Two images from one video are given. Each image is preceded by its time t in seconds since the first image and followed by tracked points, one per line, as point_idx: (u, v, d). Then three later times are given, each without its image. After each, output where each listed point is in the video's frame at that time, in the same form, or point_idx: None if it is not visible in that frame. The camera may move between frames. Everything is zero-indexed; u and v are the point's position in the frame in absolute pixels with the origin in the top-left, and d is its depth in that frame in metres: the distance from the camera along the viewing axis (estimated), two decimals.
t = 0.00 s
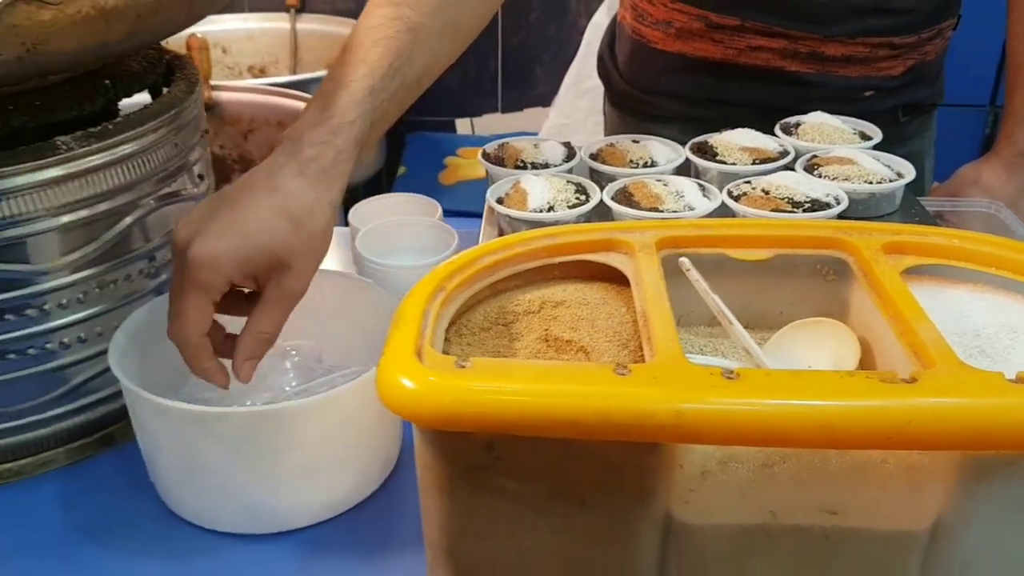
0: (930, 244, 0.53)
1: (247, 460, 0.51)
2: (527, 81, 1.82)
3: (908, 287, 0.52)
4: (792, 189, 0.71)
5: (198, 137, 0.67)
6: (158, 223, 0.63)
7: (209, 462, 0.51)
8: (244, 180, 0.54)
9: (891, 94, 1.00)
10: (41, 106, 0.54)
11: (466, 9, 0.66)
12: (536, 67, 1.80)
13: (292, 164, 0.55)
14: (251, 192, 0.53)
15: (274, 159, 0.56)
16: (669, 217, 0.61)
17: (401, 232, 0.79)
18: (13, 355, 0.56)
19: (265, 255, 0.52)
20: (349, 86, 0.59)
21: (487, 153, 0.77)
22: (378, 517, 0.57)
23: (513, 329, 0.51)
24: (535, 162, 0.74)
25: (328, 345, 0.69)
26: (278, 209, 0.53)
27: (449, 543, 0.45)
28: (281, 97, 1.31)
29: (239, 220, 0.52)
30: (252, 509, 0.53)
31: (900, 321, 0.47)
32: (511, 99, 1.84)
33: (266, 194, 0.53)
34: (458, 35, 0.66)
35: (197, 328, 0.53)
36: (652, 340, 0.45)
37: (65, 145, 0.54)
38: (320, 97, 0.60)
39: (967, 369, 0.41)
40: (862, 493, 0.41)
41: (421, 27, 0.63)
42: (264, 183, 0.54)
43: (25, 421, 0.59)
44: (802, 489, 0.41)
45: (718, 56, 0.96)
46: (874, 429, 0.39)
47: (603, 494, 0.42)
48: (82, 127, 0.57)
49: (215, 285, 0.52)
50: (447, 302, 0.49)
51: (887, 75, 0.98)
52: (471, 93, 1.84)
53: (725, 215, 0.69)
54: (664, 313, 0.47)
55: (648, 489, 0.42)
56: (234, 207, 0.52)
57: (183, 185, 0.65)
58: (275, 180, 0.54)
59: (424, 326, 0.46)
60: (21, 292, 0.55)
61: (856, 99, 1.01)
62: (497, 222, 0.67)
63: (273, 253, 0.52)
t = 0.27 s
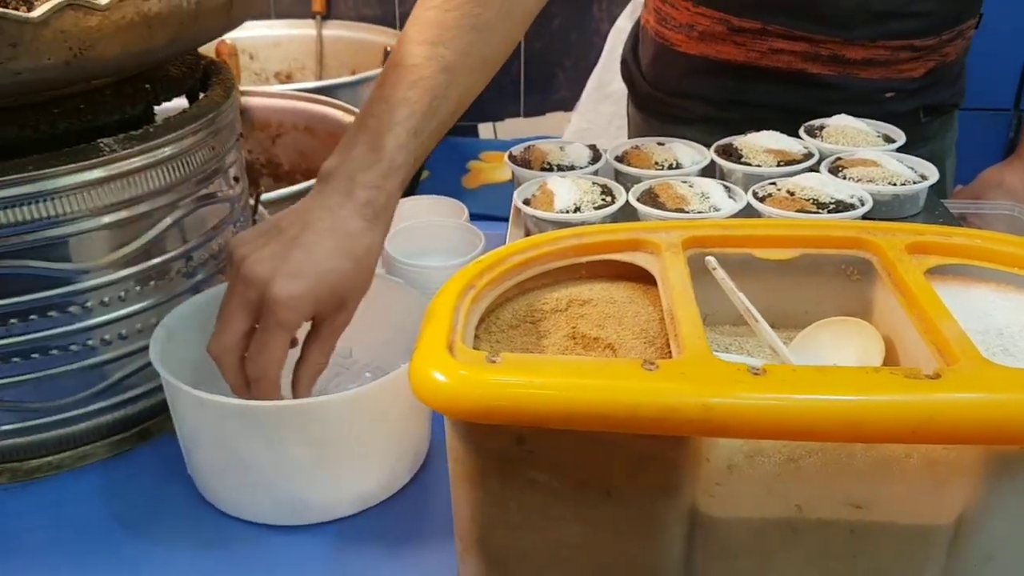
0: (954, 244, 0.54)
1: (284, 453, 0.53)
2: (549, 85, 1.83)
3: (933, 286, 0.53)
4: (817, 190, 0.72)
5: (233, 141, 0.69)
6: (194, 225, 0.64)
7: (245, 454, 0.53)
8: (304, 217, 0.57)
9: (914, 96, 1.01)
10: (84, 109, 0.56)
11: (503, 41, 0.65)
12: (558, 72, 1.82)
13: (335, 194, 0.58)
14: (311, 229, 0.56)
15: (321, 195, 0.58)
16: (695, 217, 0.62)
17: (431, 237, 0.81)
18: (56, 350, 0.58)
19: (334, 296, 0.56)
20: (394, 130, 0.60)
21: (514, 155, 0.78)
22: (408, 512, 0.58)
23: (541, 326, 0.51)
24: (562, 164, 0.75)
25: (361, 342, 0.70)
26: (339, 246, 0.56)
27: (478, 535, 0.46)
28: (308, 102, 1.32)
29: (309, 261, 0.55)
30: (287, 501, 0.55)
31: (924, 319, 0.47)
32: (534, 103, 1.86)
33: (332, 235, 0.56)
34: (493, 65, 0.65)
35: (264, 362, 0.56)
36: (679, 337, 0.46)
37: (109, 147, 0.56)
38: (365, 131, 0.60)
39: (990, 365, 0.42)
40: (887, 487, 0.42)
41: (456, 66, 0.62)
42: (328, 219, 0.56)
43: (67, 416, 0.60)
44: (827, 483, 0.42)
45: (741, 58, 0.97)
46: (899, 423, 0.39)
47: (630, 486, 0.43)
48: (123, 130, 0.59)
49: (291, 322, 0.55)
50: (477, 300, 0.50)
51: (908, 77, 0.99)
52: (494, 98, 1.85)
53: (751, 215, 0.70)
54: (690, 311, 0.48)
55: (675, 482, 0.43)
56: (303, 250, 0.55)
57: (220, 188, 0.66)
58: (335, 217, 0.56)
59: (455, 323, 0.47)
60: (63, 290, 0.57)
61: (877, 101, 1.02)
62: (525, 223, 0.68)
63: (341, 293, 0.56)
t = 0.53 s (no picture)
0: (969, 247, 0.54)
1: (308, 449, 0.54)
2: (567, 90, 1.84)
3: (947, 288, 0.53)
4: (833, 194, 0.72)
5: (257, 145, 0.70)
6: (219, 227, 0.66)
7: (269, 450, 0.55)
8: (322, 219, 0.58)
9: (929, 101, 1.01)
10: (115, 114, 0.58)
11: (517, 53, 0.67)
12: (576, 77, 1.83)
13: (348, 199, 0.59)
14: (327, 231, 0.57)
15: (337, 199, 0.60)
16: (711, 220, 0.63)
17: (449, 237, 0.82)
18: (85, 349, 0.60)
19: (349, 296, 0.56)
20: (410, 138, 0.61)
21: (532, 159, 0.79)
22: (428, 508, 0.59)
23: (559, 326, 0.52)
24: (579, 167, 0.76)
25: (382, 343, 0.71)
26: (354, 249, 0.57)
27: (495, 530, 0.47)
28: (329, 107, 1.34)
29: (323, 260, 0.56)
30: (310, 498, 0.56)
31: (937, 321, 0.48)
32: (551, 108, 1.87)
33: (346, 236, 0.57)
34: (507, 75, 0.67)
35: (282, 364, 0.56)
36: (694, 336, 0.46)
37: (138, 151, 0.58)
38: (382, 141, 0.62)
39: (1002, 366, 0.42)
40: (899, 485, 0.43)
41: (472, 77, 0.64)
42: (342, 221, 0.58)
43: (96, 412, 0.63)
44: (840, 481, 0.43)
45: (754, 63, 0.97)
46: (912, 421, 0.40)
47: (646, 483, 0.44)
48: (152, 133, 0.60)
49: (308, 319, 0.55)
50: (496, 300, 0.51)
51: (922, 82, 0.99)
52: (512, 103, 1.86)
53: (767, 218, 0.71)
54: (706, 311, 0.48)
55: (690, 479, 0.44)
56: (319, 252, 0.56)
57: (245, 191, 0.68)
58: (351, 221, 0.58)
59: (475, 322, 0.48)
60: (92, 290, 0.59)
61: (890, 105, 1.02)
62: (542, 225, 0.69)
63: (355, 294, 0.56)
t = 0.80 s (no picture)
0: (982, 250, 0.55)
1: (328, 449, 0.55)
2: (580, 89, 1.85)
3: (959, 291, 0.53)
4: (846, 196, 0.72)
5: (276, 148, 0.71)
6: (239, 229, 0.67)
7: (287, 448, 0.56)
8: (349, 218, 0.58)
9: (942, 102, 1.01)
10: (139, 118, 0.59)
11: (533, 42, 0.67)
12: (589, 76, 1.83)
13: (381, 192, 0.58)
14: (351, 233, 0.58)
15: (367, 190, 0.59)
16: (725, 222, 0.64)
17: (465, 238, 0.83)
18: (109, 348, 0.61)
19: (382, 295, 0.57)
20: (432, 120, 0.61)
21: (547, 160, 0.80)
22: (443, 506, 0.60)
23: (572, 326, 0.53)
24: (593, 169, 0.77)
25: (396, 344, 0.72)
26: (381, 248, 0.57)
27: (511, 528, 0.48)
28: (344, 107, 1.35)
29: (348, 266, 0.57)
30: (326, 496, 0.57)
31: (949, 323, 0.48)
32: (565, 107, 1.87)
33: (365, 237, 0.57)
34: (523, 63, 0.67)
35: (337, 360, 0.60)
36: (708, 337, 0.47)
37: (161, 154, 0.59)
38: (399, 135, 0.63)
39: (1012, 369, 0.43)
40: (909, 486, 0.43)
41: (489, 61, 0.64)
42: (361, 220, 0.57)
43: (118, 410, 0.64)
44: (851, 481, 0.43)
45: (764, 66, 0.98)
46: (922, 424, 0.40)
47: (659, 483, 0.45)
48: (174, 136, 0.62)
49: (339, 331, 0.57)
50: (512, 301, 0.52)
51: (933, 85, 0.99)
52: (526, 102, 1.87)
53: (781, 219, 0.71)
54: (719, 313, 0.49)
55: (702, 479, 0.44)
56: (344, 259, 0.57)
57: (265, 193, 0.69)
58: (371, 217, 0.57)
59: (491, 323, 0.48)
60: (114, 290, 0.60)
61: (901, 107, 1.02)
62: (556, 226, 0.69)
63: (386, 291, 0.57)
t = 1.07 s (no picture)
0: (997, 250, 0.55)
1: (344, 445, 0.55)
2: (590, 96, 1.85)
3: (975, 290, 0.54)
4: (860, 198, 0.73)
5: (293, 150, 0.72)
6: (257, 229, 0.68)
7: (305, 445, 0.56)
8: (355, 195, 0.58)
9: (954, 107, 1.01)
10: (160, 119, 0.60)
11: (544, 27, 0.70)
12: (599, 82, 1.83)
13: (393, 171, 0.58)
14: (358, 210, 0.57)
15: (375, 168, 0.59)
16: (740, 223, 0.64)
17: (478, 238, 0.83)
18: (128, 346, 0.62)
19: (391, 269, 0.57)
20: (438, 97, 0.63)
21: (561, 163, 0.81)
22: (459, 504, 0.60)
23: (588, 325, 0.53)
24: (607, 171, 0.77)
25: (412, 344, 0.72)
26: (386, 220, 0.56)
27: (529, 523, 0.48)
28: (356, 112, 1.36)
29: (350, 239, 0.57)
30: (344, 493, 0.58)
31: (965, 321, 0.49)
32: (574, 114, 1.88)
33: (370, 211, 0.56)
34: (536, 47, 0.69)
35: (342, 337, 0.60)
36: (725, 334, 0.47)
37: (182, 154, 0.60)
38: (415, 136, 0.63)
39: None
40: (927, 482, 0.43)
41: (500, 40, 0.66)
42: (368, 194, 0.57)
43: (137, 408, 0.65)
44: (868, 477, 0.44)
45: (771, 72, 0.98)
46: (940, 418, 0.41)
47: (677, 479, 0.45)
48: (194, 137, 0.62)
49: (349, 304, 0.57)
50: (529, 299, 0.52)
51: (940, 90, 1.00)
52: (535, 108, 1.87)
53: (795, 221, 0.71)
54: (736, 311, 0.49)
55: (720, 475, 0.44)
56: (351, 233, 0.57)
57: (282, 194, 0.70)
58: (378, 191, 0.57)
59: (509, 321, 0.49)
60: (134, 289, 0.61)
61: (908, 113, 1.03)
62: (571, 227, 0.70)
63: (395, 266, 0.56)
